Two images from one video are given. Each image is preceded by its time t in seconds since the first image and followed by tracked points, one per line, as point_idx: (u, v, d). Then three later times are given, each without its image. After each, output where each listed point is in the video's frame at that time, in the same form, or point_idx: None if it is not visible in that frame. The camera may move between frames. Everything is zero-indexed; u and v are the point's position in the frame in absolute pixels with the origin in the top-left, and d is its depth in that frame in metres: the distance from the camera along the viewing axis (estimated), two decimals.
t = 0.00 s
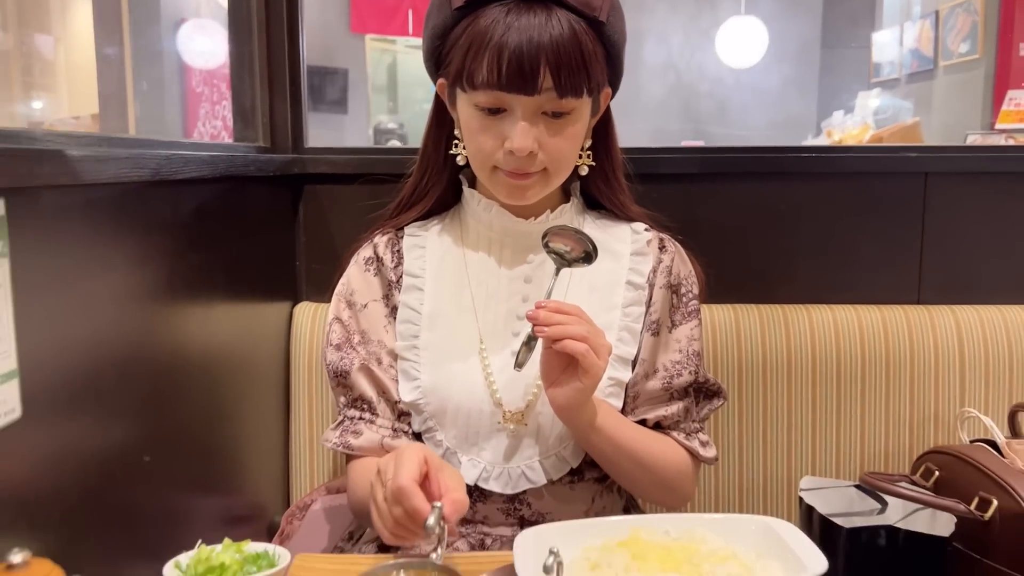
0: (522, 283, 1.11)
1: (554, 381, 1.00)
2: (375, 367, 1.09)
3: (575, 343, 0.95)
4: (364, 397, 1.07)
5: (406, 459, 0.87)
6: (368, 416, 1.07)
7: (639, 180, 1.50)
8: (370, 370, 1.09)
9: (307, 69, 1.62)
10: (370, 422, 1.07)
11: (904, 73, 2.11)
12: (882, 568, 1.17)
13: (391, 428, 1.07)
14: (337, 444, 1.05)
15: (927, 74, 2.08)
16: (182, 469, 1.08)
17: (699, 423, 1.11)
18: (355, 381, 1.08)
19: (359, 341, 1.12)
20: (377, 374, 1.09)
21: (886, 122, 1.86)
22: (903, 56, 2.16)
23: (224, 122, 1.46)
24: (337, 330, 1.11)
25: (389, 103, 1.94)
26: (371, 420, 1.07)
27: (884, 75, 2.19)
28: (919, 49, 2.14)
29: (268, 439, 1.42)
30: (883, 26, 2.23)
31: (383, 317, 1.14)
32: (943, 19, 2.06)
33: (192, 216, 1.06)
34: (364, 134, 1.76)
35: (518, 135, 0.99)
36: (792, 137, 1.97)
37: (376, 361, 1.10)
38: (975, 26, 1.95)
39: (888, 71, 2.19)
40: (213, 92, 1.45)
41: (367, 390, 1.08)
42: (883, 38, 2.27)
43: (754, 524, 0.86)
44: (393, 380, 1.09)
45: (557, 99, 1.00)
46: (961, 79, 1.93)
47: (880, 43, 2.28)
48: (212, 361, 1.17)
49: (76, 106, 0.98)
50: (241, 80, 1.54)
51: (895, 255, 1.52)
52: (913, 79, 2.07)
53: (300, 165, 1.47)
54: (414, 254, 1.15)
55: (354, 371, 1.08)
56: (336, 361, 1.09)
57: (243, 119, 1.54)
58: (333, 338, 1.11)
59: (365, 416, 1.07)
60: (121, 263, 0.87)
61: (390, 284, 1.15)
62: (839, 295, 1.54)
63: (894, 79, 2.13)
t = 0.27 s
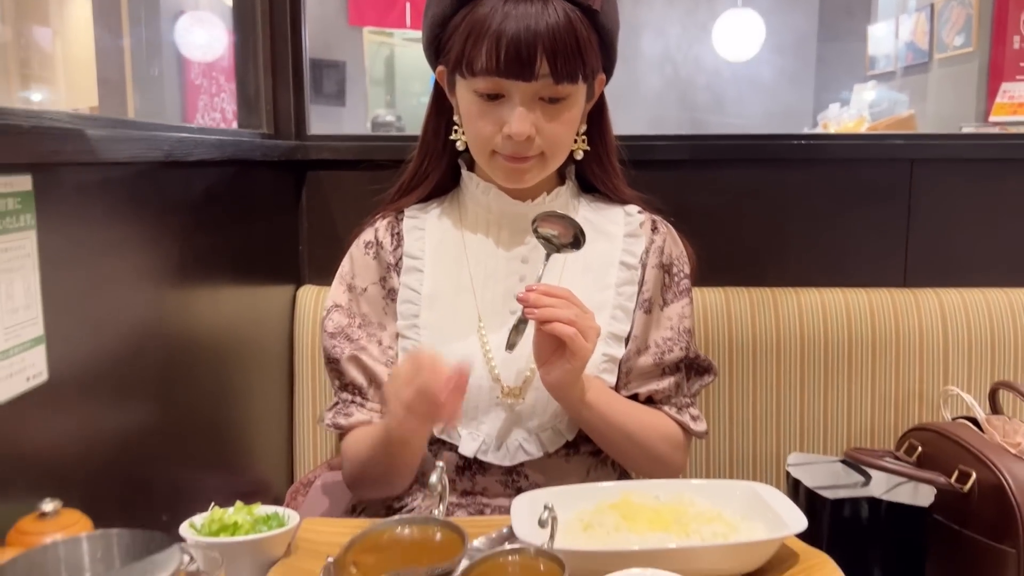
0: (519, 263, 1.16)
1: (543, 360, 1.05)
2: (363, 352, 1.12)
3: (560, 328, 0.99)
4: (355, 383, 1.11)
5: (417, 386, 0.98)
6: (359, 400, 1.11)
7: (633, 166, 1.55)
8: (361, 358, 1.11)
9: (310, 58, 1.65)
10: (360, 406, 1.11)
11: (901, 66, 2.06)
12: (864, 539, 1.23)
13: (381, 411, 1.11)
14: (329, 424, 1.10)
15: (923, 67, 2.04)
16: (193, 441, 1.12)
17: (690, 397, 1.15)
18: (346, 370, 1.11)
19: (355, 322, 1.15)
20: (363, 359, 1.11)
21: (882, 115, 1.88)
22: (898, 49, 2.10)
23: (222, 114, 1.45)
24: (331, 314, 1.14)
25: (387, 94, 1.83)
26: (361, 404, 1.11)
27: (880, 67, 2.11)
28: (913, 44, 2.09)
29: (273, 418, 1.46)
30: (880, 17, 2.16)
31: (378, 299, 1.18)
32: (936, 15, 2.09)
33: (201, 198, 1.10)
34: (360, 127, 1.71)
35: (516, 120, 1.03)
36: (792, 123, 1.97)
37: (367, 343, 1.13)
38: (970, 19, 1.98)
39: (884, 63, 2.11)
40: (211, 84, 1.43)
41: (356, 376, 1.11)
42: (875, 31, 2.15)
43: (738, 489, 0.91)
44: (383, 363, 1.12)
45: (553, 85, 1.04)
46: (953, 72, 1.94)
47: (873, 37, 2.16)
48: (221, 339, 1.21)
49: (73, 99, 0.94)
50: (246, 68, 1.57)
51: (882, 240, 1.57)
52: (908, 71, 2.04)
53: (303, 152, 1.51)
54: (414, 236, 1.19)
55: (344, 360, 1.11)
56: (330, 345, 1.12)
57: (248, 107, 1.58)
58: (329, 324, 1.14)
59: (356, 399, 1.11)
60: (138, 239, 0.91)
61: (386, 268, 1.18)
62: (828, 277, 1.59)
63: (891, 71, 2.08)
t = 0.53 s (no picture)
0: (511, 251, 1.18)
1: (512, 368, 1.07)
2: (353, 345, 1.17)
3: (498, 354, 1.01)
4: (338, 371, 1.17)
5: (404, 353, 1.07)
6: (340, 386, 1.17)
7: (629, 159, 1.58)
8: (349, 348, 1.16)
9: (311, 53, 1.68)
10: (340, 390, 1.17)
11: (895, 61, 2.00)
12: (849, 522, 1.27)
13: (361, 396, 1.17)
14: (311, 403, 1.16)
15: (916, 64, 1.98)
16: (201, 424, 1.15)
17: (675, 385, 1.19)
18: (333, 359, 1.16)
19: (349, 312, 1.20)
20: (352, 353, 1.16)
21: (877, 110, 1.89)
22: (893, 45, 2.01)
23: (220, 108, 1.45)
24: (328, 306, 1.20)
25: (384, 91, 1.78)
26: (342, 389, 1.17)
27: (875, 63, 2.04)
28: (910, 38, 2.00)
29: (275, 405, 1.50)
30: (874, 15, 2.06)
31: (369, 287, 1.20)
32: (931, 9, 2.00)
33: (207, 188, 1.13)
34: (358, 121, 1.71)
35: (509, 115, 1.07)
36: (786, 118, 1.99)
37: (359, 335, 1.18)
38: (964, 16, 1.92)
39: (879, 58, 2.03)
40: (209, 78, 1.44)
41: (341, 364, 1.17)
42: (873, 26, 2.05)
43: (728, 468, 0.94)
44: (370, 355, 1.17)
45: (545, 79, 1.07)
46: (949, 67, 1.94)
47: (870, 31, 2.06)
48: (226, 327, 1.24)
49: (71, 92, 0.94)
50: (249, 62, 1.61)
51: (871, 231, 1.60)
52: (903, 68, 1.99)
53: (305, 145, 1.54)
54: (409, 224, 1.21)
55: (332, 350, 1.17)
56: (321, 335, 1.18)
57: (250, 101, 1.61)
58: (327, 316, 1.20)
59: (338, 382, 1.18)
60: (149, 227, 0.94)
61: (377, 256, 1.20)
62: (819, 267, 1.62)
63: (886, 68, 2.01)
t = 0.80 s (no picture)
0: (506, 242, 1.20)
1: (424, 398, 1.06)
2: (347, 337, 1.17)
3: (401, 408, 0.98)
4: (333, 364, 1.17)
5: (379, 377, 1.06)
6: (336, 379, 1.18)
7: (624, 153, 1.60)
8: (343, 340, 1.16)
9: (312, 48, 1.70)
10: (336, 383, 1.18)
11: (891, 57, 2.01)
12: (842, 508, 1.31)
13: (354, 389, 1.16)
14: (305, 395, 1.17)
15: (913, 60, 1.99)
16: (205, 412, 1.17)
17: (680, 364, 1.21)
18: (328, 351, 1.17)
19: (346, 305, 1.21)
20: (346, 345, 1.16)
21: (874, 106, 1.92)
22: (889, 42, 2.02)
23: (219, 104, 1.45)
24: (325, 300, 1.21)
25: (382, 88, 1.79)
26: (338, 382, 1.18)
27: (871, 59, 2.05)
28: (905, 34, 2.02)
29: (275, 396, 1.51)
30: (871, 11, 2.07)
31: (365, 280, 1.21)
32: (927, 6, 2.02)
33: (210, 179, 1.15)
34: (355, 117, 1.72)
35: (502, 107, 1.08)
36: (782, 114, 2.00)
37: (354, 327, 1.19)
38: (960, 12, 1.95)
39: (874, 54, 2.05)
40: (208, 74, 1.44)
41: (336, 358, 1.17)
42: (869, 22, 2.07)
43: (722, 455, 0.96)
44: (364, 346, 1.16)
45: (537, 72, 1.09)
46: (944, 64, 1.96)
47: (867, 28, 2.07)
48: (229, 318, 1.26)
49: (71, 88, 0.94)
50: (250, 56, 1.62)
51: (864, 224, 1.62)
52: (899, 63, 2.01)
53: (305, 138, 1.56)
54: (405, 218, 1.23)
55: (327, 343, 1.17)
56: (318, 328, 1.19)
57: (251, 95, 1.63)
58: (323, 311, 1.21)
59: (333, 375, 1.18)
60: (155, 217, 0.96)
61: (372, 250, 1.21)
62: (813, 259, 1.64)
63: (882, 64, 2.02)
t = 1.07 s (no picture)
0: (502, 236, 1.21)
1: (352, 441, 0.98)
2: (345, 333, 1.15)
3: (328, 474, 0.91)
4: (332, 361, 1.15)
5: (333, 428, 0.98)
6: (332, 376, 1.14)
7: (621, 148, 1.61)
8: (343, 335, 1.15)
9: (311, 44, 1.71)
10: (332, 381, 1.13)
11: (887, 55, 2.03)
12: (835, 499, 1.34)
13: (353, 387, 1.13)
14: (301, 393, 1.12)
15: (908, 58, 2.02)
16: (207, 405, 1.18)
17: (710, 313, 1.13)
18: (327, 347, 1.14)
19: (343, 301, 1.20)
20: (346, 341, 1.14)
21: (870, 104, 1.95)
22: (886, 39, 2.04)
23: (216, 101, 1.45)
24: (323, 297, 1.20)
25: (378, 85, 1.79)
26: (333, 380, 1.14)
27: (868, 56, 2.05)
28: (901, 32, 2.03)
29: (275, 390, 1.52)
30: (867, 9, 2.07)
31: (362, 276, 1.21)
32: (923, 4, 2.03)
33: (211, 174, 1.16)
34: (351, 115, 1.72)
35: (500, 101, 1.10)
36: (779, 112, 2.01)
37: (352, 323, 1.18)
38: (955, 11, 1.98)
39: (871, 51, 2.05)
40: (205, 71, 1.43)
41: (334, 355, 1.15)
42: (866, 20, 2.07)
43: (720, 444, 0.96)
44: (363, 342, 1.15)
45: (534, 66, 1.10)
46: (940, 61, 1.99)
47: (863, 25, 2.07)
48: (230, 312, 1.27)
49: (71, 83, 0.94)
50: (250, 52, 1.63)
51: (859, 219, 1.64)
52: (894, 61, 2.02)
53: (305, 134, 1.57)
54: (401, 214, 1.23)
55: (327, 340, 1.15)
56: (316, 325, 1.17)
57: (250, 90, 1.64)
58: (321, 308, 1.20)
59: (330, 374, 1.14)
60: (157, 211, 0.97)
61: (370, 246, 1.22)
62: (808, 254, 1.65)
63: (878, 63, 2.04)
